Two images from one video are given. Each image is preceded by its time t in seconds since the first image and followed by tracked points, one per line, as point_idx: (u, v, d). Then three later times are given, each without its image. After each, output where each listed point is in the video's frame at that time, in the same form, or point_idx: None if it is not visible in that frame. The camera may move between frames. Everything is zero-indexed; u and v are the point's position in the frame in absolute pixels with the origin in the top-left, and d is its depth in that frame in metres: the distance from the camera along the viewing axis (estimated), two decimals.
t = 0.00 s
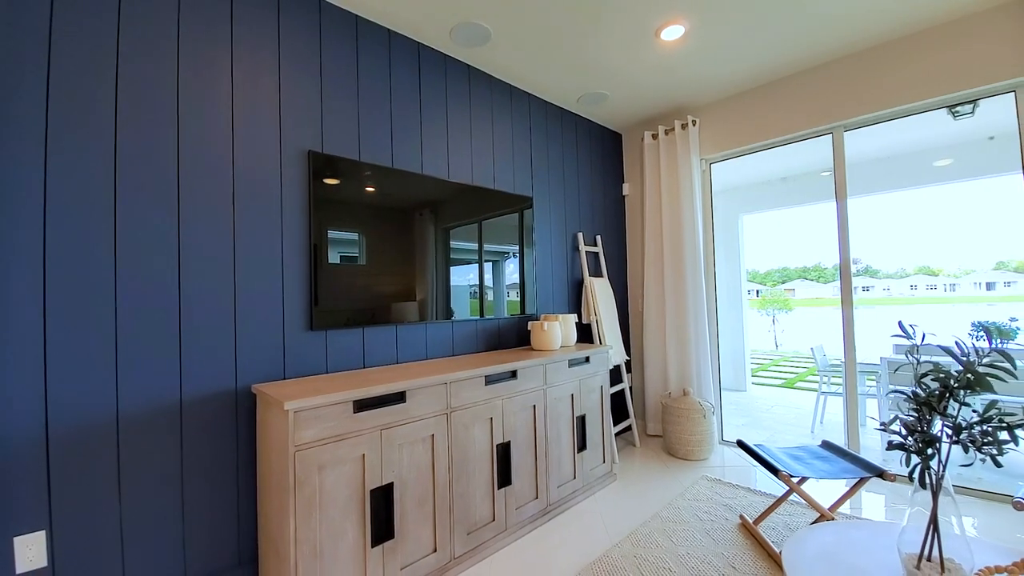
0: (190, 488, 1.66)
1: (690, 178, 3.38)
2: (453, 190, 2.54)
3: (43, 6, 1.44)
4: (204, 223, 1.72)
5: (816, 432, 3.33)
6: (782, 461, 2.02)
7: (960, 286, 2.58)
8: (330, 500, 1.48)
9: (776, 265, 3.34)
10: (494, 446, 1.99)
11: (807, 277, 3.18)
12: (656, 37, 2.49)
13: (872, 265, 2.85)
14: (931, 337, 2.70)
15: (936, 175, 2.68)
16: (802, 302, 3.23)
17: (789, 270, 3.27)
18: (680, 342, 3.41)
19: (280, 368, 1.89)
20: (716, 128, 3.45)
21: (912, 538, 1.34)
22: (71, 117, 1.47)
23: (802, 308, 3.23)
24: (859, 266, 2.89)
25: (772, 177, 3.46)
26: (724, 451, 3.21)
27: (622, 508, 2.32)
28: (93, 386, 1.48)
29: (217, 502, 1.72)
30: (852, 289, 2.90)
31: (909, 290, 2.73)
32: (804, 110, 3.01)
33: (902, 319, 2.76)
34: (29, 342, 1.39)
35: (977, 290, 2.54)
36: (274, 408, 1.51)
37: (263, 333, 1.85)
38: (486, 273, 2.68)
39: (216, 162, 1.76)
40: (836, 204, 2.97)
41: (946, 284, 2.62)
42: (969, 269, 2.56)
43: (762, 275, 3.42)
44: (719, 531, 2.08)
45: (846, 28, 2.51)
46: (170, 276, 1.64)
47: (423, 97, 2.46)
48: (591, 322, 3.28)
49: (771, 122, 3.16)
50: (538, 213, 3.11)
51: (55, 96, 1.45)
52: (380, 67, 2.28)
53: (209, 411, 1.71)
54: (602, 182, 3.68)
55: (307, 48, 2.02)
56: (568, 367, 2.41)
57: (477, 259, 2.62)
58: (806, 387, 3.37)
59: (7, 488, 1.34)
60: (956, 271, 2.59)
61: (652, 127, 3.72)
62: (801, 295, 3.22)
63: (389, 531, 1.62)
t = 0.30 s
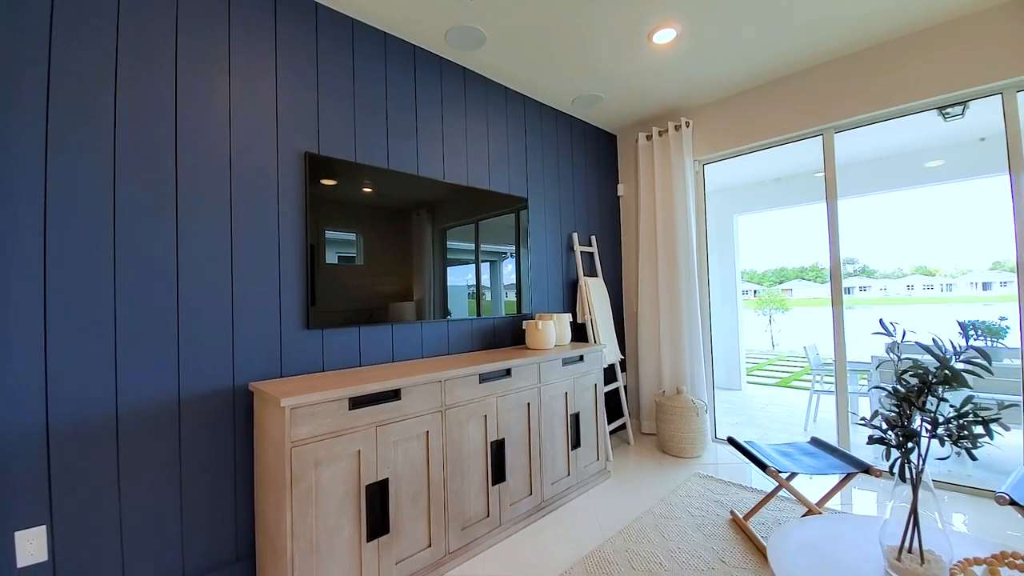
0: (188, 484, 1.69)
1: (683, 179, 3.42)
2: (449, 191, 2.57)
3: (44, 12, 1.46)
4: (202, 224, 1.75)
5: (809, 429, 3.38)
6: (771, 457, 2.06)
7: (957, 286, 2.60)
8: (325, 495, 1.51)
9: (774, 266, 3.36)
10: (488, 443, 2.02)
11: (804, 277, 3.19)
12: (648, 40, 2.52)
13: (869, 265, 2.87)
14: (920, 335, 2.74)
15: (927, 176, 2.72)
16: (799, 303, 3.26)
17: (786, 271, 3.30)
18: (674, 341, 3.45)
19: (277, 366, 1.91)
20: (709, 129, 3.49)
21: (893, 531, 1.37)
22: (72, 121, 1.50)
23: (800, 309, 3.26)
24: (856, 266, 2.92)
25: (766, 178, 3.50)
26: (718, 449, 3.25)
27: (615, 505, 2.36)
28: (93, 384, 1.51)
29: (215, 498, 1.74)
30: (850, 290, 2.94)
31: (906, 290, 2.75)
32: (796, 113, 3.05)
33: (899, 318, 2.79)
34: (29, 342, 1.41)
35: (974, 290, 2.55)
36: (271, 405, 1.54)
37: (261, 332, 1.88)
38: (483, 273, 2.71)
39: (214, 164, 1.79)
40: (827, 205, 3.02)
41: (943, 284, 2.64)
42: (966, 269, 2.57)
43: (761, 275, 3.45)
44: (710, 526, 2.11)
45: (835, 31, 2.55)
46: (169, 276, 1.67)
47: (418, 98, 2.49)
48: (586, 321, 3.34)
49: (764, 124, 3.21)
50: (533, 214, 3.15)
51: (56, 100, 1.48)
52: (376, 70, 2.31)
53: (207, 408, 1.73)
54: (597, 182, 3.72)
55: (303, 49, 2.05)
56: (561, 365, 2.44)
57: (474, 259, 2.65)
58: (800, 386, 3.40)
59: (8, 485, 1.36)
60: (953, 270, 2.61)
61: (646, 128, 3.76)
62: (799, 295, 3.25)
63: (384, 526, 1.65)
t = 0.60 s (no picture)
0: (190, 480, 1.72)
1: (678, 181, 3.47)
2: (447, 192, 2.61)
3: (50, 19, 1.50)
4: (204, 225, 1.78)
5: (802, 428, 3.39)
6: (761, 454, 2.10)
7: (953, 287, 2.63)
8: (325, 490, 1.55)
9: (771, 267, 3.41)
10: (485, 440, 2.06)
11: (802, 277, 3.22)
12: (642, 44, 2.57)
13: (865, 266, 2.92)
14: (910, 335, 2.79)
15: (918, 178, 2.77)
16: (795, 303, 3.28)
17: (784, 271, 3.34)
18: (669, 341, 3.49)
19: (278, 365, 1.95)
20: (703, 132, 3.54)
21: (876, 523, 1.41)
22: (77, 125, 1.53)
23: (796, 308, 3.28)
24: (854, 266, 2.96)
25: (761, 180, 3.56)
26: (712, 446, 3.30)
27: (610, 501, 2.40)
28: (98, 382, 1.54)
29: (217, 494, 1.78)
30: (847, 290, 2.99)
31: (903, 291, 2.79)
32: (788, 116, 3.11)
33: (892, 318, 2.83)
34: (35, 341, 1.44)
35: (970, 290, 2.57)
36: (272, 402, 1.57)
37: (262, 331, 1.91)
38: (481, 273, 2.75)
39: (216, 167, 1.82)
40: (818, 207, 3.08)
41: (939, 285, 2.68)
42: (963, 269, 2.60)
43: (757, 276, 3.50)
44: (702, 521, 2.16)
45: (825, 36, 2.60)
46: (171, 276, 1.70)
47: (416, 101, 2.52)
48: (581, 321, 3.38)
49: (757, 127, 3.26)
50: (530, 215, 3.19)
51: (62, 104, 1.51)
52: (374, 73, 2.35)
53: (209, 406, 1.77)
54: (593, 184, 3.76)
55: (303, 53, 2.08)
56: (557, 364, 2.48)
57: (472, 259, 2.69)
58: (795, 386, 3.42)
59: (15, 480, 1.39)
60: (949, 271, 2.64)
61: (642, 130, 3.81)
62: (796, 295, 3.28)
63: (383, 521, 1.69)
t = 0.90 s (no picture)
0: (203, 476, 1.78)
1: (675, 185, 3.54)
2: (449, 194, 2.68)
3: (69, 30, 1.55)
4: (216, 229, 1.84)
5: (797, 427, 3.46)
6: (755, 451, 2.17)
7: (951, 288, 2.68)
8: (335, 485, 1.61)
9: (770, 268, 3.44)
10: (487, 438, 2.12)
11: (800, 278, 3.26)
12: (640, 53, 2.64)
13: (864, 266, 2.97)
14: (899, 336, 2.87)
15: (910, 183, 2.86)
16: (793, 304, 3.32)
17: (782, 273, 3.38)
18: (666, 341, 3.56)
19: (286, 364, 2.01)
20: (700, 137, 3.62)
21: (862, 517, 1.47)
22: (95, 133, 1.59)
23: (794, 309, 3.32)
24: (852, 267, 3.01)
25: (759, 183, 3.59)
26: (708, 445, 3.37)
27: (608, 498, 2.46)
28: (115, 381, 1.59)
29: (228, 489, 1.84)
30: (845, 291, 3.03)
31: (900, 292, 2.85)
32: (783, 122, 3.18)
33: (883, 318, 2.91)
34: (55, 342, 1.49)
35: (968, 292, 2.62)
36: (283, 401, 1.63)
37: (271, 332, 1.97)
38: (481, 274, 2.81)
39: (227, 172, 1.88)
40: (812, 210, 3.16)
41: (936, 286, 2.74)
42: (960, 271, 2.65)
43: (757, 277, 3.53)
44: (697, 517, 2.22)
45: (820, 44, 2.67)
46: (185, 279, 1.76)
47: (420, 107, 2.58)
48: (581, 322, 3.44)
49: (753, 132, 3.33)
50: (530, 217, 3.25)
51: (81, 113, 1.56)
52: (380, 81, 2.40)
53: (220, 405, 1.83)
54: (592, 187, 3.83)
55: (310, 61, 2.14)
56: (557, 364, 2.55)
57: (472, 260, 2.75)
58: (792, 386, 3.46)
59: (37, 476, 1.45)
60: (948, 273, 2.69)
61: (639, 134, 3.87)
62: (795, 296, 3.30)
63: (389, 516, 1.75)
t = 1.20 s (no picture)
0: (213, 475, 1.84)
1: (669, 191, 3.63)
2: (448, 198, 2.75)
3: (86, 46, 1.61)
4: (226, 236, 1.91)
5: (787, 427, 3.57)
6: (745, 449, 2.25)
7: (946, 288, 2.74)
8: (341, 482, 1.68)
9: (766, 269, 3.51)
10: (486, 437, 2.19)
11: (795, 279, 3.32)
12: (635, 63, 2.73)
13: (859, 266, 3.04)
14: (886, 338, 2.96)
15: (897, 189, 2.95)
16: (789, 304, 3.38)
17: (778, 273, 3.44)
18: (660, 343, 3.65)
19: (292, 366, 2.07)
20: (694, 144, 3.70)
21: (842, 512, 1.54)
22: (112, 144, 1.65)
23: (790, 309, 3.36)
24: (846, 268, 3.08)
25: (751, 187, 3.70)
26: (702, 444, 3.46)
27: (604, 495, 2.54)
28: (130, 383, 1.66)
29: (237, 488, 1.90)
30: (840, 291, 3.11)
31: (895, 292, 2.91)
32: (774, 130, 3.27)
33: (869, 320, 3.01)
34: (73, 345, 1.56)
35: (962, 292, 2.67)
36: (292, 402, 1.70)
37: (278, 335, 2.04)
38: (479, 276, 2.88)
39: (237, 181, 1.95)
40: (801, 214, 3.25)
41: (932, 286, 2.79)
42: (955, 271, 2.70)
43: (754, 278, 3.60)
44: (690, 513, 2.30)
45: (809, 55, 2.76)
46: (196, 284, 1.82)
47: (421, 116, 2.66)
48: (578, 324, 3.52)
49: (746, 139, 3.41)
50: (528, 221, 3.33)
51: (97, 125, 1.63)
52: (383, 91, 2.48)
53: (229, 406, 1.89)
54: (588, 192, 3.91)
55: (316, 74, 2.21)
56: (554, 366, 2.62)
57: (470, 262, 2.82)
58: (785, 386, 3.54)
59: (56, 475, 1.51)
60: (943, 274, 2.75)
61: (635, 140, 3.96)
62: (789, 296, 3.36)
63: (393, 513, 1.82)
